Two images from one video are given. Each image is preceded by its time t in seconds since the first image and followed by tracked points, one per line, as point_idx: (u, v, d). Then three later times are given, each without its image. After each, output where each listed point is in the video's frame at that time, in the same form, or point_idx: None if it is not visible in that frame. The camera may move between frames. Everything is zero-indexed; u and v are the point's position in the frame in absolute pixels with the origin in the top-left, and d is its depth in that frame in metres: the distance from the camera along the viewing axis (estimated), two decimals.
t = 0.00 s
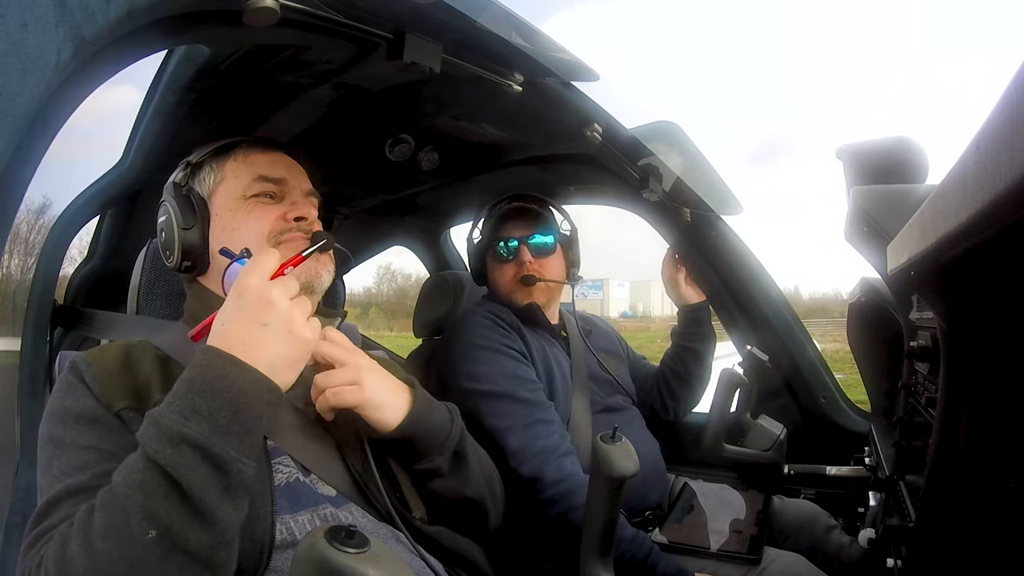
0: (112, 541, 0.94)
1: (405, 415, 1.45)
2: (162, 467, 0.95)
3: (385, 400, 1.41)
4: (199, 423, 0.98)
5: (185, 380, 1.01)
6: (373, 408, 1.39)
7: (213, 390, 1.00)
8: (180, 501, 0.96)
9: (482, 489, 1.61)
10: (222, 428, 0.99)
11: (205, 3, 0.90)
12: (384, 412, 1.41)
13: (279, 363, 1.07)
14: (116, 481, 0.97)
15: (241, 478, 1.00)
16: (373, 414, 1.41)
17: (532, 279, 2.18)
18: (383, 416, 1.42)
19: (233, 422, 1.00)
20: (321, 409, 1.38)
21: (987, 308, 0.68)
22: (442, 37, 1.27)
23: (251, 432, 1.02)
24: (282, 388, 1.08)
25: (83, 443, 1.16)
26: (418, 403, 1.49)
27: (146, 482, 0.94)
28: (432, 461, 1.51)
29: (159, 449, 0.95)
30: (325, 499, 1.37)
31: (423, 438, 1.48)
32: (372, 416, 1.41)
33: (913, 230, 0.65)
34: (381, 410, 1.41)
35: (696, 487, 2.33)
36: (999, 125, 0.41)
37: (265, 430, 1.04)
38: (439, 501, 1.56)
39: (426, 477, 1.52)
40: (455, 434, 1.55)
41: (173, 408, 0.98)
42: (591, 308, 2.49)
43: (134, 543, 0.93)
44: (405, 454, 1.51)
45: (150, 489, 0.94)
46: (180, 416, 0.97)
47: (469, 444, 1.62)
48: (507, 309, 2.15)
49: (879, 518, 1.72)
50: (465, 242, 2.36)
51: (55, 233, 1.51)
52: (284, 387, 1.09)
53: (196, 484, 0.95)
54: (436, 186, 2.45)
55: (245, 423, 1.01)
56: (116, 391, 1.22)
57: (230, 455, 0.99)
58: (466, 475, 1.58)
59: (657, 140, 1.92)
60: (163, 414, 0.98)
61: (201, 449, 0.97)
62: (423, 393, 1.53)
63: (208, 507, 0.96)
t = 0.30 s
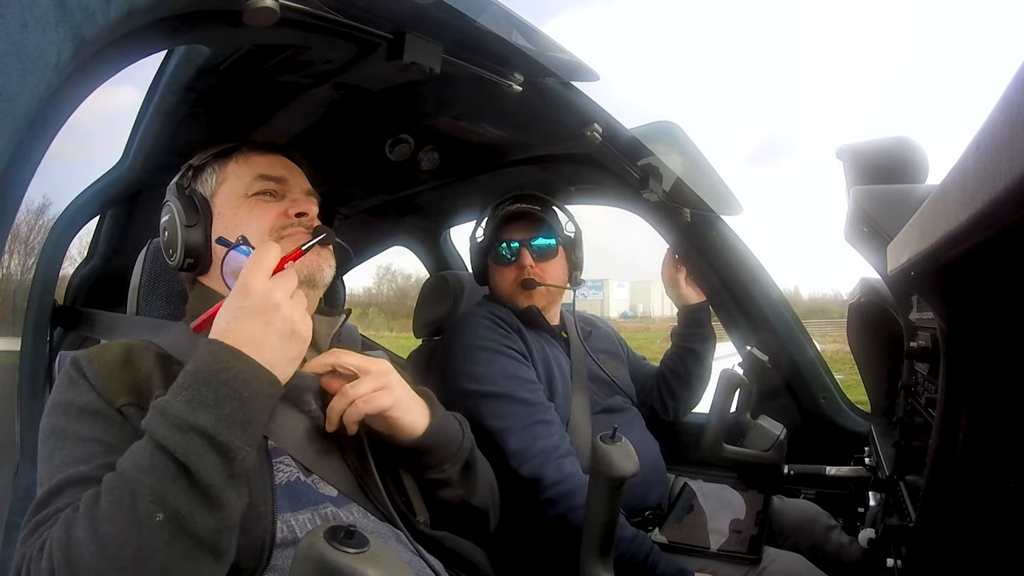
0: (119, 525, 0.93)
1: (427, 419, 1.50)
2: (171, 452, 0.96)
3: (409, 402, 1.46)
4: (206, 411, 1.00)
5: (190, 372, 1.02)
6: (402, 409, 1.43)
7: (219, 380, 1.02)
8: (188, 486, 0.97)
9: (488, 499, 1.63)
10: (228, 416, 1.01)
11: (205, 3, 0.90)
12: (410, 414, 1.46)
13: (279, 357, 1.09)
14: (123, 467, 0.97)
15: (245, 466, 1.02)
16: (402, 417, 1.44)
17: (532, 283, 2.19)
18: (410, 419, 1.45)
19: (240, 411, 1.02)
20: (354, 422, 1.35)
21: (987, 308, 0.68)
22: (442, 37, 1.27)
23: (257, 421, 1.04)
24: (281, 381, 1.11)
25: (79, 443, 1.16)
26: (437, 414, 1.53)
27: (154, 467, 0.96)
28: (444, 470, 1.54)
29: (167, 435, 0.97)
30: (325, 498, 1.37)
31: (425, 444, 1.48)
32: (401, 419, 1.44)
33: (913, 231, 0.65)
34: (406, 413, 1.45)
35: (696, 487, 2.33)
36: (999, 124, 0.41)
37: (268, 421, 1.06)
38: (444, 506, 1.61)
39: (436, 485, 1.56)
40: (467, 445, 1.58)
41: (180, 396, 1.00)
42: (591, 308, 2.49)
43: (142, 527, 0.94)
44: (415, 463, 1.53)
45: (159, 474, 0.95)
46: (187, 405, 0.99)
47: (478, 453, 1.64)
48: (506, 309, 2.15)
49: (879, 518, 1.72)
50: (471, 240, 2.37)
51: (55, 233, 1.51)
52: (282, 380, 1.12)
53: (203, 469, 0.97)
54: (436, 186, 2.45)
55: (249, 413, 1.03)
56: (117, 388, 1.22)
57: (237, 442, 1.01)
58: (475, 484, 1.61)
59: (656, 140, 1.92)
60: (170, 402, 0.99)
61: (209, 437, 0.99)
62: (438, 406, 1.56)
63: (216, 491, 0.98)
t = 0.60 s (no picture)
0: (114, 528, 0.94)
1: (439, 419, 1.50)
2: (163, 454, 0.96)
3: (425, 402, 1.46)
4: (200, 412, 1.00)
5: (192, 374, 1.04)
6: (418, 408, 1.44)
7: (217, 383, 1.03)
8: (179, 489, 0.97)
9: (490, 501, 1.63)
10: (221, 419, 1.01)
11: (205, 3, 0.90)
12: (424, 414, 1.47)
13: (286, 375, 1.10)
14: (119, 468, 0.98)
15: (235, 470, 1.01)
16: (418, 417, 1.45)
17: (532, 283, 2.19)
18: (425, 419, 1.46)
19: (233, 413, 1.02)
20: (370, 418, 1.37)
21: (987, 309, 0.68)
22: (442, 37, 1.27)
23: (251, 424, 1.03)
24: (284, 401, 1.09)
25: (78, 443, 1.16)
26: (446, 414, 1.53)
27: (146, 468, 0.96)
28: (450, 470, 1.53)
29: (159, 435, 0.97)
30: (326, 499, 1.38)
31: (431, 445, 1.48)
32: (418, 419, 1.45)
33: (914, 231, 0.65)
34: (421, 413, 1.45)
35: (696, 487, 2.33)
36: (999, 124, 0.41)
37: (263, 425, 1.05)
38: (448, 508, 1.59)
39: (441, 485, 1.56)
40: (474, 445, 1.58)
41: (175, 398, 1.01)
42: (591, 308, 2.47)
43: (133, 528, 0.94)
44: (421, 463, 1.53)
45: (149, 475, 0.95)
46: (181, 406, 1.00)
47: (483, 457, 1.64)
48: (506, 308, 2.16)
49: (879, 518, 1.72)
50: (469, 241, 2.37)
51: (55, 233, 1.51)
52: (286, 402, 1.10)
53: (192, 472, 0.97)
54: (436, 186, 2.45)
55: (245, 417, 1.02)
56: (117, 389, 1.22)
57: (229, 445, 1.00)
58: (480, 487, 1.60)
59: (656, 139, 1.91)
60: (165, 404, 1.00)
61: (201, 438, 0.98)
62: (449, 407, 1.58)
63: (203, 495, 0.97)
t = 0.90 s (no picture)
0: (128, 525, 0.94)
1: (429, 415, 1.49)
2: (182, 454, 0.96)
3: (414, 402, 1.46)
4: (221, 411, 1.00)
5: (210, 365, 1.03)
6: (404, 411, 1.43)
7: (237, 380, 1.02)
8: (197, 489, 0.97)
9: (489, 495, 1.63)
10: (242, 418, 1.00)
11: (204, 3, 0.90)
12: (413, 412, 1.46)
13: (296, 366, 1.09)
14: (136, 463, 0.98)
15: (256, 470, 1.01)
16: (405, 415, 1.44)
17: (532, 283, 2.19)
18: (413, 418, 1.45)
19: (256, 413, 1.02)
20: (351, 413, 1.39)
21: (987, 309, 0.68)
22: (442, 37, 1.27)
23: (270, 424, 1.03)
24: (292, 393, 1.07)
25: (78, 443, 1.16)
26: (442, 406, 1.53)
27: (165, 466, 0.96)
28: (448, 464, 1.53)
29: (181, 434, 0.97)
30: (329, 495, 1.38)
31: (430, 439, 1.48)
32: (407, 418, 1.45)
33: (914, 231, 0.65)
34: (409, 413, 1.44)
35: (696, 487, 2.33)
36: (1000, 126, 0.41)
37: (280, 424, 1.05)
38: (450, 503, 1.59)
39: (440, 481, 1.56)
40: (472, 439, 1.58)
41: (196, 395, 1.00)
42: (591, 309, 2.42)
43: (148, 528, 0.94)
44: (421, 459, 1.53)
45: (168, 473, 0.95)
46: (202, 404, 0.99)
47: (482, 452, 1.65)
48: (506, 308, 2.15)
49: (879, 518, 1.72)
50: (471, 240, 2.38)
51: (55, 233, 1.51)
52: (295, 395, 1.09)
53: (213, 472, 0.97)
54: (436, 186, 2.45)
55: (262, 414, 1.02)
56: (124, 379, 1.22)
57: (249, 445, 1.00)
58: (478, 481, 1.61)
59: (657, 140, 1.91)
60: (187, 401, 0.99)
61: (222, 438, 0.98)
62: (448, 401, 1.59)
63: (223, 495, 0.97)
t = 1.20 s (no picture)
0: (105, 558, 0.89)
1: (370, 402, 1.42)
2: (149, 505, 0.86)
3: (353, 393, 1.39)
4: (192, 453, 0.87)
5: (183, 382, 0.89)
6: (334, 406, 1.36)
7: (211, 412, 0.88)
8: (169, 536, 0.87)
9: (472, 480, 1.58)
10: (217, 459, 0.88)
11: (205, 3, 0.90)
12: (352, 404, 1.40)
13: (297, 389, 0.94)
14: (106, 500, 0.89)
15: (235, 510, 0.91)
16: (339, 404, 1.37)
17: (543, 286, 2.20)
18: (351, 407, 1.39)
19: (234, 452, 0.89)
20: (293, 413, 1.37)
21: (987, 309, 0.68)
22: (442, 37, 1.27)
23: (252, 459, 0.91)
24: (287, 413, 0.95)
25: (76, 444, 1.16)
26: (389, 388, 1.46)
27: (132, 514, 0.86)
28: (411, 449, 1.48)
29: (145, 481, 0.85)
30: (329, 492, 1.38)
31: (380, 419, 1.42)
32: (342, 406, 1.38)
33: (913, 230, 0.65)
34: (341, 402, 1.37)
35: (696, 486, 2.33)
36: (999, 125, 0.41)
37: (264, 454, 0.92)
38: (428, 491, 1.54)
39: (407, 467, 1.51)
40: (432, 420, 1.51)
41: (162, 434, 0.87)
42: (591, 308, 2.43)
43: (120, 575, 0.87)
44: (388, 446, 1.48)
45: (135, 522, 0.86)
46: (169, 444, 0.86)
47: (450, 432, 1.57)
48: (510, 308, 2.16)
49: (879, 518, 1.72)
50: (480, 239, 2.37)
51: (55, 233, 1.51)
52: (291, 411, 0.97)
53: (183, 522, 0.86)
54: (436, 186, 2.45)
55: (241, 450, 0.90)
56: (122, 379, 1.21)
57: (224, 490, 0.88)
58: (450, 466, 1.55)
59: (657, 140, 1.91)
60: (151, 439, 0.86)
61: (191, 485, 0.86)
62: (403, 380, 1.50)
63: (197, 546, 0.87)
